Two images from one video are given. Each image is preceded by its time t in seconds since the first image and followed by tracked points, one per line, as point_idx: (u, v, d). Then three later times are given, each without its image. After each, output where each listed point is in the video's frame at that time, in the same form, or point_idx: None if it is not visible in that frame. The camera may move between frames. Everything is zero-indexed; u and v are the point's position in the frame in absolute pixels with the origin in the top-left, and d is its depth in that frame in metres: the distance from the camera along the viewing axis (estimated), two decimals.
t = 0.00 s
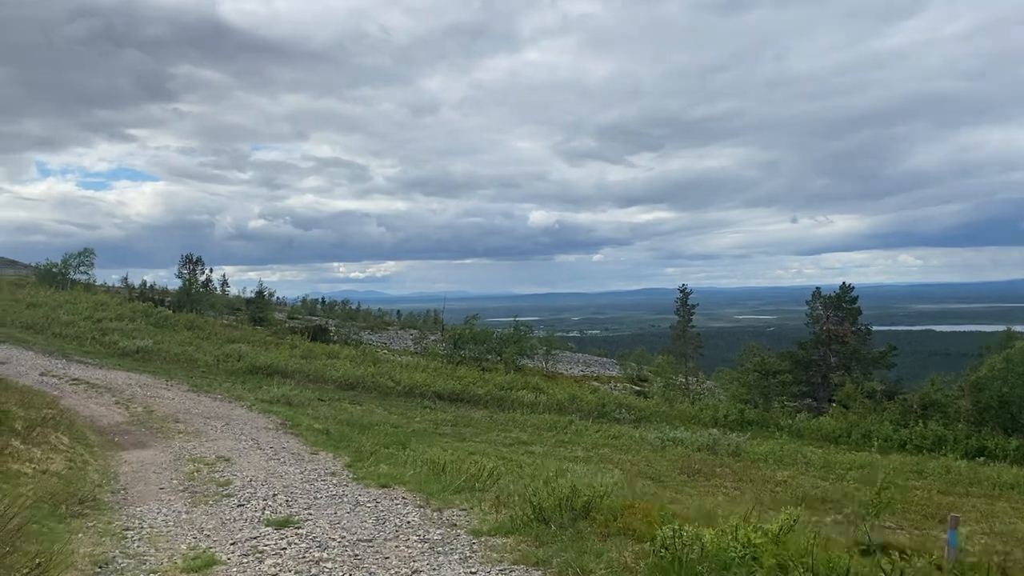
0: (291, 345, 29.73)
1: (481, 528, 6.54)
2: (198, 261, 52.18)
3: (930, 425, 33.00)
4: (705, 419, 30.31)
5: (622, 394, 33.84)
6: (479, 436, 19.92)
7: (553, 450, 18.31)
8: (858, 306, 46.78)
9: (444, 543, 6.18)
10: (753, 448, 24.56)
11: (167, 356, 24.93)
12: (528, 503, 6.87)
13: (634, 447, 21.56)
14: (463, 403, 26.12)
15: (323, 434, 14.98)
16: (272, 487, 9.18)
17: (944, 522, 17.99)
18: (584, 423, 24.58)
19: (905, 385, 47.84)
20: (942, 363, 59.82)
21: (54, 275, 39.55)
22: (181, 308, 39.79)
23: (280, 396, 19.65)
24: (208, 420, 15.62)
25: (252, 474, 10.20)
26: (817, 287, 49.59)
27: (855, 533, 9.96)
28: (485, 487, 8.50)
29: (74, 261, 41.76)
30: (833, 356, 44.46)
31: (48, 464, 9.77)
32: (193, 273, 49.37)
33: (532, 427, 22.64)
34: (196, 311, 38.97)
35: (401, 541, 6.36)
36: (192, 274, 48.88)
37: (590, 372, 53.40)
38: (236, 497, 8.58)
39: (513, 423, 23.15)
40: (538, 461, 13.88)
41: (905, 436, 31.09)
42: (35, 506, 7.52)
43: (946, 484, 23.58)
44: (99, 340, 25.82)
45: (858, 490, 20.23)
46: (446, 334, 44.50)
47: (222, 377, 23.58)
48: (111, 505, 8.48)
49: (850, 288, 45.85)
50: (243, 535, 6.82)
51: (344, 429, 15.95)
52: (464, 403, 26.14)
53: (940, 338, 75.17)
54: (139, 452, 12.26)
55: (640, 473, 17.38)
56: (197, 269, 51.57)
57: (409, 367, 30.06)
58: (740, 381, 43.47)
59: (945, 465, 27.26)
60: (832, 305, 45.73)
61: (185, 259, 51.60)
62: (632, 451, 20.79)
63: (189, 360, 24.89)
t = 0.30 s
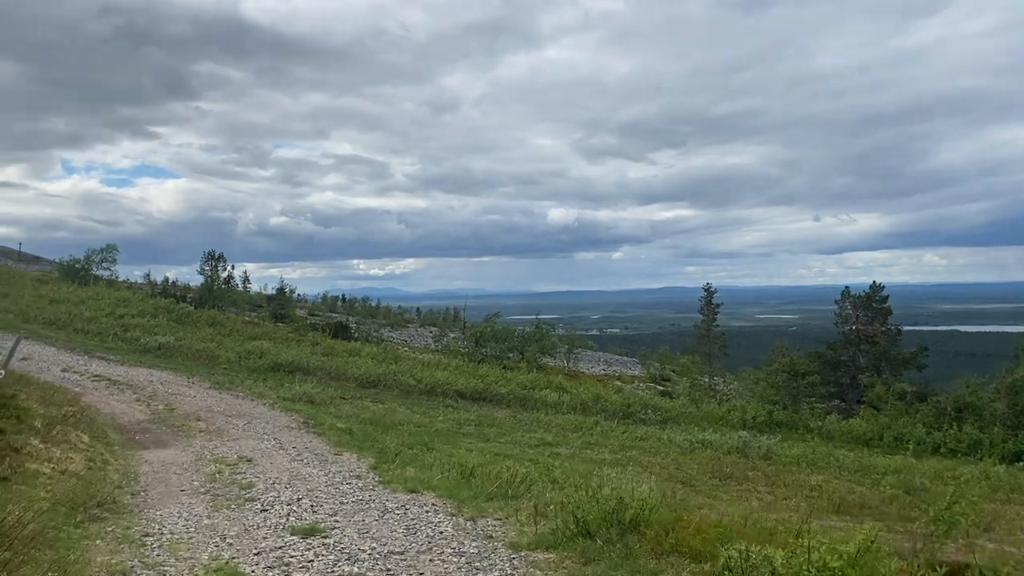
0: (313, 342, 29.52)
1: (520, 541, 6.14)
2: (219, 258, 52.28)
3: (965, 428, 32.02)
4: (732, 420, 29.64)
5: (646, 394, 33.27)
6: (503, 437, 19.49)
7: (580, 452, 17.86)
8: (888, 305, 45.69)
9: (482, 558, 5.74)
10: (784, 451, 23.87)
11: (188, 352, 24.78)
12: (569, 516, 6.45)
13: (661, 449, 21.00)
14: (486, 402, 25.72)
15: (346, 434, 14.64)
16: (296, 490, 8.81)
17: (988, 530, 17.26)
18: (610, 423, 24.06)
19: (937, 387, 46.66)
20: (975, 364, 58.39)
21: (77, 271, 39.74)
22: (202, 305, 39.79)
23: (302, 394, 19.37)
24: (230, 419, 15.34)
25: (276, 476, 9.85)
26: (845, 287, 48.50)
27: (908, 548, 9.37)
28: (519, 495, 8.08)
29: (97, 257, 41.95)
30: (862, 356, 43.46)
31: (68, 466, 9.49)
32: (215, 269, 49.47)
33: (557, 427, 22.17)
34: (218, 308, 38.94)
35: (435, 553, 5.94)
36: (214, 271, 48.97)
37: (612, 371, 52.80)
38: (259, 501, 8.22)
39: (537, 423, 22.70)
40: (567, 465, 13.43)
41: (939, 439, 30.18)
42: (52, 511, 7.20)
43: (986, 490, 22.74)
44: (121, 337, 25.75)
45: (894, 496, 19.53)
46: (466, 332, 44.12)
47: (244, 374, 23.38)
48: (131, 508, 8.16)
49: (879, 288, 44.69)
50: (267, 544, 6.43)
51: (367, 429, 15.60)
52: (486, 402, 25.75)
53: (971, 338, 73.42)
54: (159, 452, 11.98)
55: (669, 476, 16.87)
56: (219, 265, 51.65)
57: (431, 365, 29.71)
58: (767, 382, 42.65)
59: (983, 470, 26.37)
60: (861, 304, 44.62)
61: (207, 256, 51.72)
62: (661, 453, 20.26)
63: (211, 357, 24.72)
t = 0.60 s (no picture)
0: (334, 336, 29.34)
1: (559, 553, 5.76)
2: (241, 252, 52.41)
3: (1000, 429, 31.05)
4: (759, 419, 28.99)
5: (670, 392, 32.74)
6: (527, 435, 19.11)
7: (605, 451, 17.44)
8: (917, 302, 44.60)
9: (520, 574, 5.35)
10: (815, 451, 23.23)
11: (210, 346, 24.67)
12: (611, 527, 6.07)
13: (688, 448, 20.50)
14: (508, 398, 25.37)
15: (370, 431, 14.33)
16: (319, 492, 8.48)
17: None
18: (635, 421, 23.58)
19: (969, 386, 45.49)
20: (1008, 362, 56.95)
21: (101, 265, 39.94)
22: (224, 299, 39.83)
23: (324, 389, 19.12)
24: (252, 414, 15.11)
25: (298, 476, 9.54)
26: (873, 283, 47.51)
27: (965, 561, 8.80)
28: (552, 500, 7.69)
29: (120, 250, 42.14)
30: (890, 354, 42.48)
31: (87, 464, 9.26)
32: (236, 263, 49.57)
33: (581, 425, 21.75)
34: (239, 302, 38.93)
35: (469, 566, 5.56)
36: (235, 265, 49.07)
37: (633, 368, 52.23)
38: (282, 503, 7.91)
39: (561, 420, 22.29)
40: (597, 467, 13.01)
41: (972, 439, 29.29)
42: (67, 513, 6.92)
43: None
44: (143, 330, 25.71)
45: (931, 499, 18.87)
46: (487, 328, 43.79)
47: (265, 369, 23.23)
48: (150, 509, 7.87)
49: (909, 284, 43.70)
50: (290, 552, 6.10)
51: (391, 426, 15.30)
52: (508, 398, 25.39)
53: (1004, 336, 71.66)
54: (180, 449, 11.75)
55: (697, 477, 16.41)
56: (240, 260, 51.78)
57: (452, 360, 29.41)
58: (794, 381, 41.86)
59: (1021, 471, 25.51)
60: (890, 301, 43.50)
61: (229, 250, 51.86)
62: (689, 453, 19.77)
63: (232, 351, 24.59)
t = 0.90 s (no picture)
0: (355, 332, 29.19)
1: (601, 564, 5.45)
2: (263, 248, 52.55)
3: None
4: (786, 417, 28.39)
5: (694, 388, 32.24)
6: (551, 432, 18.77)
7: (632, 450, 17.04)
8: (947, 299, 43.55)
9: None
10: (846, 451, 22.58)
11: (232, 341, 24.60)
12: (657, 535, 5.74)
13: (716, 446, 20.01)
14: (531, 394, 25.04)
15: (393, 428, 14.06)
16: (343, 491, 8.20)
17: None
18: (660, 419, 23.12)
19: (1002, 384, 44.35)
20: None
21: (124, 261, 40.17)
22: (246, 294, 39.87)
23: (347, 385, 18.90)
24: (274, 410, 14.92)
25: (322, 474, 9.28)
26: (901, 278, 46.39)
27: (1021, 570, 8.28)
28: (586, 503, 7.34)
29: (143, 246, 42.36)
30: (918, 351, 41.57)
31: (106, 462, 9.07)
32: (258, 259, 49.70)
33: (605, 422, 21.37)
34: (261, 297, 38.96)
35: None
36: (257, 260, 49.21)
37: (655, 364, 51.68)
38: (306, 503, 7.63)
39: (585, 417, 21.91)
40: (626, 469, 12.62)
41: (1007, 438, 28.40)
42: (85, 512, 6.70)
43: None
44: (166, 325, 25.71)
45: (970, 500, 18.23)
46: (508, 324, 43.46)
47: (287, 364, 23.09)
48: (170, 508, 7.63)
49: (936, 280, 42.75)
50: (315, 557, 5.80)
51: (414, 423, 15.01)
52: (531, 394, 25.06)
53: None
54: (201, 446, 11.57)
55: (726, 476, 15.92)
56: (262, 256, 51.91)
57: (474, 356, 29.12)
58: (821, 379, 41.06)
59: None
60: (919, 297, 42.40)
61: (251, 246, 52.01)
62: (717, 451, 19.30)
63: (254, 347, 24.49)
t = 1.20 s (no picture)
0: (376, 328, 28.95)
1: None
2: (283, 244, 52.59)
3: None
4: (816, 416, 27.64)
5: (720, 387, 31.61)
6: (577, 432, 18.32)
7: (660, 451, 16.53)
8: (980, 295, 42.36)
9: None
10: (881, 452, 21.63)
11: (253, 338, 24.46)
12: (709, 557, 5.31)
13: (745, 447, 19.39)
14: (554, 392, 24.62)
15: (416, 428, 13.72)
16: (367, 497, 7.83)
17: None
18: (687, 418, 22.57)
19: None
20: None
21: (147, 257, 40.31)
22: (267, 290, 39.84)
23: (368, 382, 18.62)
24: (295, 409, 14.68)
25: (345, 478, 8.95)
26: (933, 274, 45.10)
27: None
28: (625, 515, 6.90)
29: (165, 242, 42.51)
30: (950, 348, 40.32)
31: (123, 468, 8.85)
32: (279, 255, 49.76)
33: (631, 422, 20.89)
34: (282, 293, 38.91)
35: None
36: (278, 257, 49.25)
37: (679, 361, 50.97)
38: (328, 510, 7.27)
39: (610, 416, 21.43)
40: (658, 474, 12.13)
41: None
42: (98, 521, 6.43)
43: None
44: (187, 322, 25.64)
45: (1014, 505, 17.44)
46: (530, 320, 43.02)
47: (308, 361, 22.88)
48: (188, 516, 7.35)
49: (970, 276, 41.61)
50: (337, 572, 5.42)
51: (437, 422, 14.65)
52: (554, 392, 24.64)
53: None
54: (220, 448, 11.33)
55: (758, 478, 15.30)
56: (283, 251, 51.97)
57: (496, 353, 28.74)
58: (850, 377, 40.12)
59: None
60: (952, 293, 41.18)
61: (272, 242, 52.08)
62: (747, 452, 18.70)
63: (275, 343, 24.33)
